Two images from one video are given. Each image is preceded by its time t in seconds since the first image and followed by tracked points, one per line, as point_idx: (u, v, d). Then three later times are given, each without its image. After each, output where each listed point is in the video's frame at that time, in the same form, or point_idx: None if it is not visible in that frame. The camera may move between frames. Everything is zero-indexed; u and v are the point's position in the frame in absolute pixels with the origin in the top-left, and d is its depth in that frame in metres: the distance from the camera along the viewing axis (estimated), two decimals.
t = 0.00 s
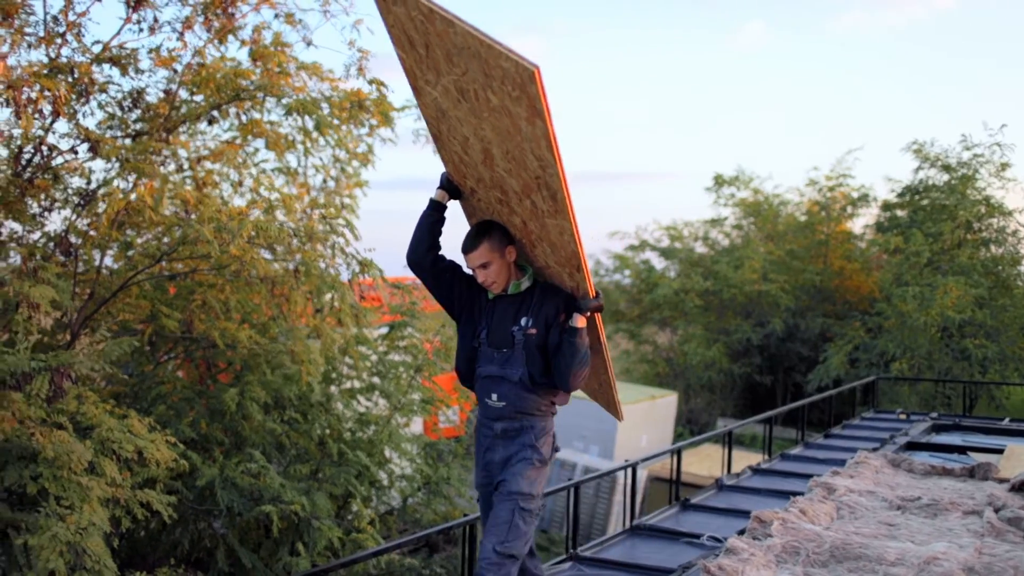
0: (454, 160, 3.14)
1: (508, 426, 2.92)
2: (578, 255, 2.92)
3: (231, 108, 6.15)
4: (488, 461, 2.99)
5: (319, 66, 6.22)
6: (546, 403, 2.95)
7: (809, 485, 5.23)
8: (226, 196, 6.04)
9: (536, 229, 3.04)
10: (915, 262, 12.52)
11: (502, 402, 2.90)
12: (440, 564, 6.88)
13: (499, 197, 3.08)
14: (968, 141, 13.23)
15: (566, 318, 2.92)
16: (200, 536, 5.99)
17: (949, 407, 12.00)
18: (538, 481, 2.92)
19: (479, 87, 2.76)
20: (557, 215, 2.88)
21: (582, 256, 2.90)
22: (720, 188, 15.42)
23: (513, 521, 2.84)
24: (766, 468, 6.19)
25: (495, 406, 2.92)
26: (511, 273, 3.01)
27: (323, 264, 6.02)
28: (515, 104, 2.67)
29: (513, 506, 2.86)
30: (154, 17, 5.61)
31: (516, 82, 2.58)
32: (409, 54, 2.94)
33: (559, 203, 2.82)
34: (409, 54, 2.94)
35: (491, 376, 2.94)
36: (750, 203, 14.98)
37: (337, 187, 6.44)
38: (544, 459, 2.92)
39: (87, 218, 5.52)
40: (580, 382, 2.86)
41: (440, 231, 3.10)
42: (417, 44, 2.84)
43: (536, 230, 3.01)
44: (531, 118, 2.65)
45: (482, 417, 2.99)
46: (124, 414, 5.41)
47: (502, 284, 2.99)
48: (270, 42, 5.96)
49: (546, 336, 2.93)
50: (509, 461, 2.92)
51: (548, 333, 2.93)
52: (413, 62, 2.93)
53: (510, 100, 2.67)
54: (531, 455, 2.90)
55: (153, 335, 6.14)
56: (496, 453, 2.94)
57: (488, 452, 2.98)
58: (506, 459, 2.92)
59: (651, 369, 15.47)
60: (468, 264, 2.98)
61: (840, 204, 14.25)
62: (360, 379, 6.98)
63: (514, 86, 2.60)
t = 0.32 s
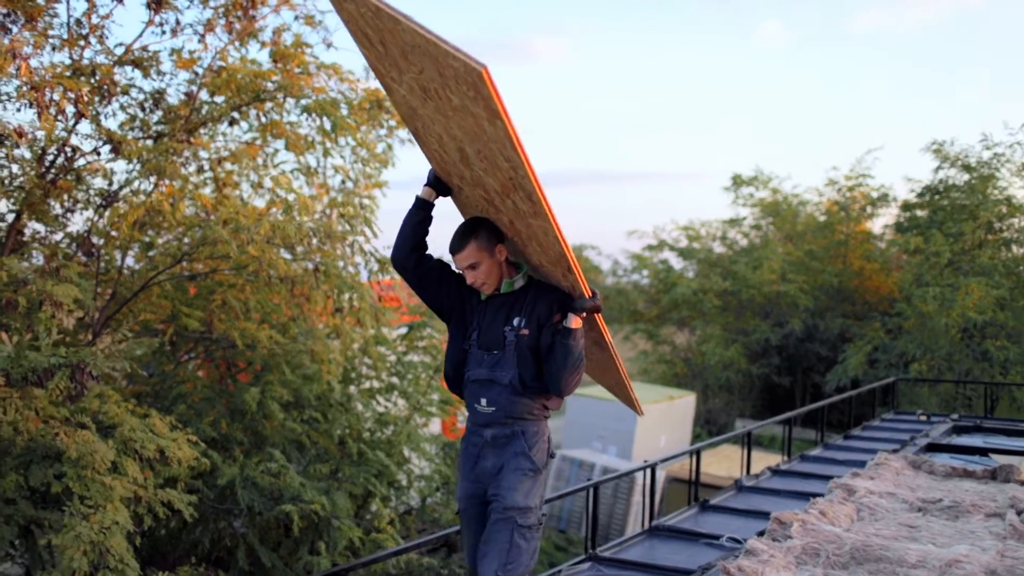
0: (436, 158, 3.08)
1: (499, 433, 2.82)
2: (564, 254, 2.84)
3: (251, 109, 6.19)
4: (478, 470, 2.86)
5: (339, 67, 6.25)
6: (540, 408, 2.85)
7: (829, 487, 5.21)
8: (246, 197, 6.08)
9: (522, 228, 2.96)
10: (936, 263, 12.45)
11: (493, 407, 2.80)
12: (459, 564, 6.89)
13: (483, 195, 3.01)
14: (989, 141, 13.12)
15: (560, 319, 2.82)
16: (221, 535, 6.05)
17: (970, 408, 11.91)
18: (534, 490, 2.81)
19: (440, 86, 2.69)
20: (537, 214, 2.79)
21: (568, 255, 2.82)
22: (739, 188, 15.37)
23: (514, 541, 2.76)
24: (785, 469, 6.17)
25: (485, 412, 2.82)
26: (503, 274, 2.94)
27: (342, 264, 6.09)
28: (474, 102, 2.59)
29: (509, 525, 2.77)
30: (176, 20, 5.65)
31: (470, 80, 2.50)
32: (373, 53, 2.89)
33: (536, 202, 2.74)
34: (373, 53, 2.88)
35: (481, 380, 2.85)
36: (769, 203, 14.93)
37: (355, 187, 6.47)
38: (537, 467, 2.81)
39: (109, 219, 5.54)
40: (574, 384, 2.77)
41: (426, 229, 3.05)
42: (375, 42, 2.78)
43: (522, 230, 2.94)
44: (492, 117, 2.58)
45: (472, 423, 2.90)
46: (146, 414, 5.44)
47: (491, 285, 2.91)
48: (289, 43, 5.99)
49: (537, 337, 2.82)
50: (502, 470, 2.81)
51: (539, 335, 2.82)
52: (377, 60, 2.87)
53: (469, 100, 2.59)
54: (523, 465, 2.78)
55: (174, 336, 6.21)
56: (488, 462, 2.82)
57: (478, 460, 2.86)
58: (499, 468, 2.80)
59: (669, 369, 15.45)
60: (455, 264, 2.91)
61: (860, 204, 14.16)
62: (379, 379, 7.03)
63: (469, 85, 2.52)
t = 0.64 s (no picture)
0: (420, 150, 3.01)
1: (509, 434, 2.81)
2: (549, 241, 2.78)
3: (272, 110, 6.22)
4: (485, 471, 2.84)
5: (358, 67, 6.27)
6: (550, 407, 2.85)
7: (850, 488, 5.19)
8: (266, 197, 6.09)
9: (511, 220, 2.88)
10: (957, 263, 12.36)
11: (502, 407, 2.79)
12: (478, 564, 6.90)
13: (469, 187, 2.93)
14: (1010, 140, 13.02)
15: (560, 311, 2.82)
16: (241, 534, 6.05)
17: (992, 409, 11.82)
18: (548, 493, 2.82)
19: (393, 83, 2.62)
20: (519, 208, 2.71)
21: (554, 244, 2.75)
22: (758, 188, 15.31)
23: (533, 548, 2.80)
24: (806, 470, 6.15)
25: (495, 413, 2.81)
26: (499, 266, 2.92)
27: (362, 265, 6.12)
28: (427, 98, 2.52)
29: (528, 530, 2.79)
30: (198, 23, 5.69)
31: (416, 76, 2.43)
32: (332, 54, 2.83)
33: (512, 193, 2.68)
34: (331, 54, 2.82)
35: (487, 379, 2.83)
36: (788, 203, 14.87)
37: (375, 187, 6.49)
38: (551, 472, 2.81)
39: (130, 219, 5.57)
40: (582, 378, 2.78)
41: (419, 223, 3.08)
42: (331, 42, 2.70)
43: (509, 223, 2.88)
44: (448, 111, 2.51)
45: (477, 423, 2.88)
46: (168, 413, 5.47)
47: (487, 277, 2.90)
48: (309, 44, 6.02)
49: (537, 331, 2.83)
50: (512, 475, 2.79)
51: (541, 329, 2.83)
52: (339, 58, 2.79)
53: (425, 98, 2.50)
54: (537, 469, 2.78)
55: (195, 335, 6.24)
56: (496, 465, 2.80)
57: (484, 461, 2.84)
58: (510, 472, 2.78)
59: (688, 370, 15.42)
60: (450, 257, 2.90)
61: (880, 204, 14.08)
62: (398, 379, 6.98)
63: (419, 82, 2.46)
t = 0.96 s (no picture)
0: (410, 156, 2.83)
1: (519, 440, 2.81)
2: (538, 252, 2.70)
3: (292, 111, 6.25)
4: (494, 481, 2.82)
5: (377, 68, 6.29)
6: (560, 411, 2.86)
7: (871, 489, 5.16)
8: (287, 197, 6.11)
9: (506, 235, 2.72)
10: (979, 263, 12.26)
11: (512, 412, 2.79)
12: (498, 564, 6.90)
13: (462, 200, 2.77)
14: None
15: (563, 312, 2.85)
16: (262, 533, 6.03)
17: (1015, 410, 11.71)
18: (560, 499, 2.82)
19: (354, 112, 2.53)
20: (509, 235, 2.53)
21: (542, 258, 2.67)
22: (777, 188, 15.24)
23: (549, 558, 2.81)
24: (827, 471, 6.12)
25: (504, 417, 2.81)
26: (497, 270, 2.92)
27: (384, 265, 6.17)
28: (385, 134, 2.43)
29: (544, 539, 2.79)
30: (220, 25, 5.72)
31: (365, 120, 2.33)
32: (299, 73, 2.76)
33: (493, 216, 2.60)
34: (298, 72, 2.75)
35: (495, 384, 2.83)
36: (808, 202, 14.79)
37: (395, 187, 6.50)
38: (563, 479, 2.82)
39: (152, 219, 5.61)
40: (590, 380, 2.81)
41: (413, 229, 3.07)
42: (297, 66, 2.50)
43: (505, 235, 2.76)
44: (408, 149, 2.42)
45: (483, 430, 2.88)
46: (190, 412, 5.51)
47: (485, 279, 2.91)
48: (330, 45, 6.04)
49: (542, 334, 2.86)
50: (525, 482, 2.78)
51: (545, 331, 2.86)
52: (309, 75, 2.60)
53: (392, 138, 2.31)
54: (551, 475, 2.79)
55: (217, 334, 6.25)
56: (507, 473, 2.79)
57: (493, 470, 2.83)
58: (522, 479, 2.78)
59: (708, 370, 15.39)
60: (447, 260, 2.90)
61: (900, 203, 13.98)
62: (419, 379, 6.89)
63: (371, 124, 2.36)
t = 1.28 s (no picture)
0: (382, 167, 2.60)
1: (520, 446, 2.72)
2: (538, 260, 2.46)
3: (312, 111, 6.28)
4: (494, 491, 2.72)
5: (396, 67, 6.31)
6: (562, 418, 2.79)
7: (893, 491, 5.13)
8: (308, 197, 6.13)
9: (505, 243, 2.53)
10: (1002, 262, 12.14)
11: (515, 416, 2.70)
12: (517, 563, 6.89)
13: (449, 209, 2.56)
14: None
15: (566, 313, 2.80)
16: (284, 531, 6.09)
17: None
18: (560, 508, 2.74)
19: (314, 142, 2.20)
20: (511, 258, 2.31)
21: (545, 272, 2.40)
22: (797, 187, 15.16)
23: (550, 569, 2.72)
24: (848, 471, 6.09)
25: (505, 421, 2.71)
26: (495, 270, 2.83)
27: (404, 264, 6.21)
28: (352, 170, 2.10)
29: (545, 549, 2.70)
30: (240, 25, 5.76)
31: (329, 162, 2.00)
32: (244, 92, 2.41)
33: (486, 235, 2.32)
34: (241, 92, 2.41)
35: (497, 386, 2.73)
36: (828, 202, 14.71)
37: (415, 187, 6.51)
38: (563, 486, 2.74)
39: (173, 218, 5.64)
40: (596, 382, 2.77)
41: (405, 234, 2.99)
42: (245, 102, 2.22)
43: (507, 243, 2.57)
44: (381, 186, 2.10)
45: (481, 437, 2.76)
46: (212, 411, 5.54)
47: (482, 281, 2.81)
48: (349, 45, 6.06)
49: (544, 335, 2.79)
50: (526, 490, 2.69)
51: (546, 333, 2.80)
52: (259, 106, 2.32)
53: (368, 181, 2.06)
54: (552, 483, 2.71)
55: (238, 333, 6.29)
56: (508, 481, 2.69)
57: (492, 480, 2.72)
58: (523, 488, 2.69)
59: (727, 370, 15.35)
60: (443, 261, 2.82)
61: (922, 202, 13.87)
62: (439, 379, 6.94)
63: (335, 164, 2.03)
